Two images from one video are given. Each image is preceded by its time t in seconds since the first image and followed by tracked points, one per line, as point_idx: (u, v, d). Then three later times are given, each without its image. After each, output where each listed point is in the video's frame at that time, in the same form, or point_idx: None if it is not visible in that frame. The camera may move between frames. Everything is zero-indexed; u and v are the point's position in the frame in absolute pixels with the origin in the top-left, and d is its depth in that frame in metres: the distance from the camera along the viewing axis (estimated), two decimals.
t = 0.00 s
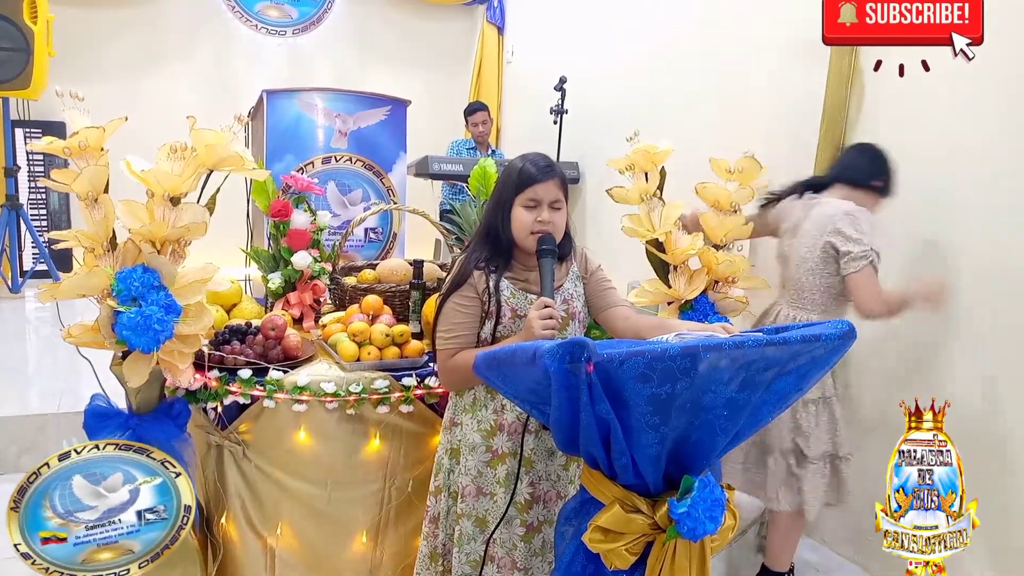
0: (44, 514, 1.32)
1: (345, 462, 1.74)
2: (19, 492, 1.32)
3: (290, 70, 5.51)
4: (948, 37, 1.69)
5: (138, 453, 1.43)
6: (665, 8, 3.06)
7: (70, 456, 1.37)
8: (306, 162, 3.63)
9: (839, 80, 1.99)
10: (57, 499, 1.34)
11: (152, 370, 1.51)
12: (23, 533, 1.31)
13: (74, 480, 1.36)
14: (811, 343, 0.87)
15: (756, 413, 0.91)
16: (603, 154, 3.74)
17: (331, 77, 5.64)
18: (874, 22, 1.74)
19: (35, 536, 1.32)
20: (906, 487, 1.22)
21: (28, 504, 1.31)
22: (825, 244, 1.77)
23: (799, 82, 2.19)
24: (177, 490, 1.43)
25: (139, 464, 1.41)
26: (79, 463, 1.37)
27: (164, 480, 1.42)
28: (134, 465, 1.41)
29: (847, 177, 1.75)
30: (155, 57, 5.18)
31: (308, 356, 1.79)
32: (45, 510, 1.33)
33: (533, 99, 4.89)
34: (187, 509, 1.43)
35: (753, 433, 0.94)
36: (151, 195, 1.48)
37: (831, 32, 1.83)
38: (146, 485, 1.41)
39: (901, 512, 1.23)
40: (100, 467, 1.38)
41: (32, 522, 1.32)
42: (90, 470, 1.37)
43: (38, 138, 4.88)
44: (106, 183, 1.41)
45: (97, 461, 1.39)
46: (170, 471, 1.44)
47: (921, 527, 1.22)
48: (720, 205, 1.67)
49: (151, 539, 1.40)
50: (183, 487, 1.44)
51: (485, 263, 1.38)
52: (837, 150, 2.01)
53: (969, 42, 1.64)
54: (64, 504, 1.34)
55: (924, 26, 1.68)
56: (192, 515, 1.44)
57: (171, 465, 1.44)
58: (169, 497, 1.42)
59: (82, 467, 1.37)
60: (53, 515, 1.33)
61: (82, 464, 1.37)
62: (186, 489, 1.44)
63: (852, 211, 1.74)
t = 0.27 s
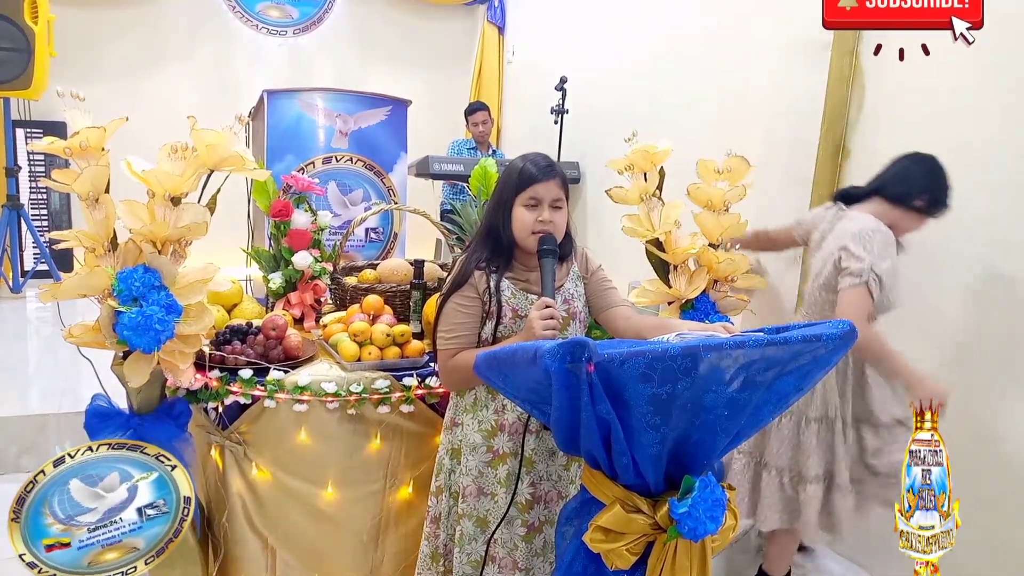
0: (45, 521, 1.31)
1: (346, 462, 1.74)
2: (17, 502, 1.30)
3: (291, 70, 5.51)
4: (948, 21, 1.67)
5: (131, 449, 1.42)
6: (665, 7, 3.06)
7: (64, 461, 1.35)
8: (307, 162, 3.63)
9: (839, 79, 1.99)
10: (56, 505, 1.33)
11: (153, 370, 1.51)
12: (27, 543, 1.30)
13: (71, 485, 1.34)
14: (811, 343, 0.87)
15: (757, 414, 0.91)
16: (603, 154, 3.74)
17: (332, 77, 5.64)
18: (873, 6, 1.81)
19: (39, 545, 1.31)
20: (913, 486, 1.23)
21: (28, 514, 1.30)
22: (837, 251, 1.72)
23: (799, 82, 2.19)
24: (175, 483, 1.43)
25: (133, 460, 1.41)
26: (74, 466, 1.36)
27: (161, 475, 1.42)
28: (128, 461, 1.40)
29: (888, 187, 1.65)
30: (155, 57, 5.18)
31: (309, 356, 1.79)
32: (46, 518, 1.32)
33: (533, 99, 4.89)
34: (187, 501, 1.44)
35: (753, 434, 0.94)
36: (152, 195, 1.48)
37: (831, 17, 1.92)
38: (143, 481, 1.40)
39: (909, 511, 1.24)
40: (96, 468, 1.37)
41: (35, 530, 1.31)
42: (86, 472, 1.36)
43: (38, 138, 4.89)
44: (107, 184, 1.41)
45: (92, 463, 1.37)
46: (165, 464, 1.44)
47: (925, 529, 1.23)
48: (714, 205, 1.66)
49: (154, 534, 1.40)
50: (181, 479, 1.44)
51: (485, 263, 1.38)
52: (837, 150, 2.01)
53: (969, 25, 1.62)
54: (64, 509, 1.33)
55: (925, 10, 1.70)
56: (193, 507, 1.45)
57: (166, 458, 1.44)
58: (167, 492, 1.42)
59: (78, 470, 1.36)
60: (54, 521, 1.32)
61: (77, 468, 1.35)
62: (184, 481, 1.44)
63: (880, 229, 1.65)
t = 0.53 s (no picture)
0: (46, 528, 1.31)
1: (346, 462, 1.74)
2: (17, 513, 1.31)
3: (291, 70, 5.51)
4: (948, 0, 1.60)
5: (124, 448, 1.42)
6: (665, 7, 3.06)
7: (60, 467, 1.35)
8: (307, 162, 3.63)
9: (839, 79, 1.99)
10: (56, 511, 1.33)
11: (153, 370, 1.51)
12: (31, 552, 1.31)
13: (69, 489, 1.35)
14: (812, 343, 0.87)
15: (757, 414, 0.91)
16: (603, 153, 3.74)
17: (332, 78, 5.64)
18: None
19: (44, 553, 1.32)
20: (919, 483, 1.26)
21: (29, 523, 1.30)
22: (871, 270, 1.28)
23: (800, 82, 2.19)
24: (172, 476, 1.43)
25: (126, 459, 1.41)
26: (69, 471, 1.36)
27: (157, 469, 1.42)
28: (122, 460, 1.40)
29: (934, 198, 1.18)
30: (156, 57, 5.18)
31: (309, 356, 1.79)
32: (46, 524, 1.32)
33: (533, 99, 4.89)
34: (186, 493, 1.44)
35: (753, 433, 0.94)
36: (152, 195, 1.48)
37: None
38: (140, 478, 1.40)
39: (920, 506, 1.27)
40: (92, 470, 1.37)
41: (37, 538, 1.31)
42: (83, 475, 1.36)
43: (38, 138, 4.89)
44: (107, 184, 1.41)
45: (88, 464, 1.38)
46: (161, 458, 1.44)
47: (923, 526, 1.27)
48: (715, 205, 1.66)
49: (156, 529, 1.40)
50: (178, 472, 1.44)
51: (486, 262, 1.38)
52: (837, 150, 2.00)
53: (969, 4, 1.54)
54: (64, 514, 1.33)
55: None
56: (192, 499, 1.45)
57: (161, 452, 1.44)
58: (165, 486, 1.42)
59: (73, 474, 1.36)
60: (56, 527, 1.33)
61: (73, 471, 1.36)
62: (181, 474, 1.44)
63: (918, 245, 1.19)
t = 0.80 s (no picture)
0: (47, 530, 1.31)
1: (345, 462, 1.74)
2: (18, 518, 1.31)
3: (290, 70, 5.51)
4: None
5: (121, 447, 1.43)
6: (665, 8, 3.06)
7: (58, 470, 1.35)
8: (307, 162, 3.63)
9: (839, 80, 1.98)
10: (57, 513, 1.33)
11: (152, 370, 1.51)
12: (34, 556, 1.30)
13: (69, 491, 1.35)
14: (811, 343, 0.87)
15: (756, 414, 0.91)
16: (603, 154, 3.74)
17: (332, 78, 5.64)
18: None
19: (47, 557, 1.31)
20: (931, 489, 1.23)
21: (30, 526, 1.30)
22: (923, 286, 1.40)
23: (799, 83, 2.19)
24: (170, 474, 1.43)
25: (124, 458, 1.41)
26: (68, 473, 1.36)
27: (155, 467, 1.42)
28: (120, 459, 1.40)
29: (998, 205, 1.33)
30: (155, 56, 5.18)
31: (308, 356, 1.79)
32: (47, 527, 1.32)
33: (533, 99, 4.89)
34: (185, 490, 1.44)
35: (752, 433, 0.94)
36: (151, 195, 1.48)
37: None
38: (139, 476, 1.40)
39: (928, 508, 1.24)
40: (90, 471, 1.38)
41: (39, 541, 1.31)
42: (81, 476, 1.36)
43: (38, 138, 4.89)
44: (107, 183, 1.41)
45: (87, 466, 1.38)
46: (158, 456, 1.44)
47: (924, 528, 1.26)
48: (714, 205, 1.65)
49: (158, 527, 1.40)
50: (176, 469, 1.44)
51: (486, 262, 1.38)
52: (836, 151, 2.00)
53: None
54: (64, 516, 1.33)
55: None
56: (192, 495, 1.45)
57: (158, 451, 1.44)
58: (164, 483, 1.42)
59: (73, 475, 1.36)
60: (58, 530, 1.32)
61: (72, 473, 1.36)
62: (179, 471, 1.44)
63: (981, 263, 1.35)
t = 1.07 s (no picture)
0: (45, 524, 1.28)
1: (345, 462, 1.74)
2: (17, 507, 1.29)
3: (290, 70, 5.51)
4: None
5: (129, 450, 1.41)
6: (665, 7, 3.05)
7: (63, 464, 1.34)
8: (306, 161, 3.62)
9: (838, 80, 1.98)
10: (57, 508, 1.31)
11: (152, 369, 1.51)
12: (29, 547, 1.27)
13: (70, 487, 1.33)
14: (810, 343, 0.88)
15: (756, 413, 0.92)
16: (602, 154, 3.73)
17: (331, 78, 5.64)
18: None
19: (41, 549, 1.28)
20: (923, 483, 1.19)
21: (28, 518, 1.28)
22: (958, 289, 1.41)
23: (799, 83, 2.18)
24: (174, 480, 1.41)
25: (130, 459, 1.39)
26: (72, 469, 1.34)
27: (159, 472, 1.40)
28: (125, 461, 1.39)
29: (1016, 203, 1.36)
30: (154, 56, 5.18)
31: (308, 356, 1.79)
32: (46, 521, 1.29)
33: (533, 98, 4.88)
34: (187, 497, 1.40)
35: (752, 433, 0.95)
36: (151, 195, 1.48)
37: None
38: (142, 479, 1.38)
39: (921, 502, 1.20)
40: (94, 469, 1.36)
41: (35, 534, 1.28)
42: (85, 474, 1.35)
43: (38, 138, 4.89)
44: (106, 183, 1.41)
45: (91, 464, 1.36)
46: (163, 462, 1.42)
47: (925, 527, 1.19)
48: (714, 205, 1.65)
49: (155, 532, 1.36)
50: (180, 476, 1.41)
51: (487, 262, 1.38)
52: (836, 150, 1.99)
53: None
54: (64, 511, 1.31)
55: None
56: (193, 504, 1.41)
57: (164, 457, 1.43)
58: (167, 488, 1.39)
59: (76, 472, 1.34)
60: (56, 523, 1.29)
61: (76, 469, 1.34)
62: (183, 478, 1.42)
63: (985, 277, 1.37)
